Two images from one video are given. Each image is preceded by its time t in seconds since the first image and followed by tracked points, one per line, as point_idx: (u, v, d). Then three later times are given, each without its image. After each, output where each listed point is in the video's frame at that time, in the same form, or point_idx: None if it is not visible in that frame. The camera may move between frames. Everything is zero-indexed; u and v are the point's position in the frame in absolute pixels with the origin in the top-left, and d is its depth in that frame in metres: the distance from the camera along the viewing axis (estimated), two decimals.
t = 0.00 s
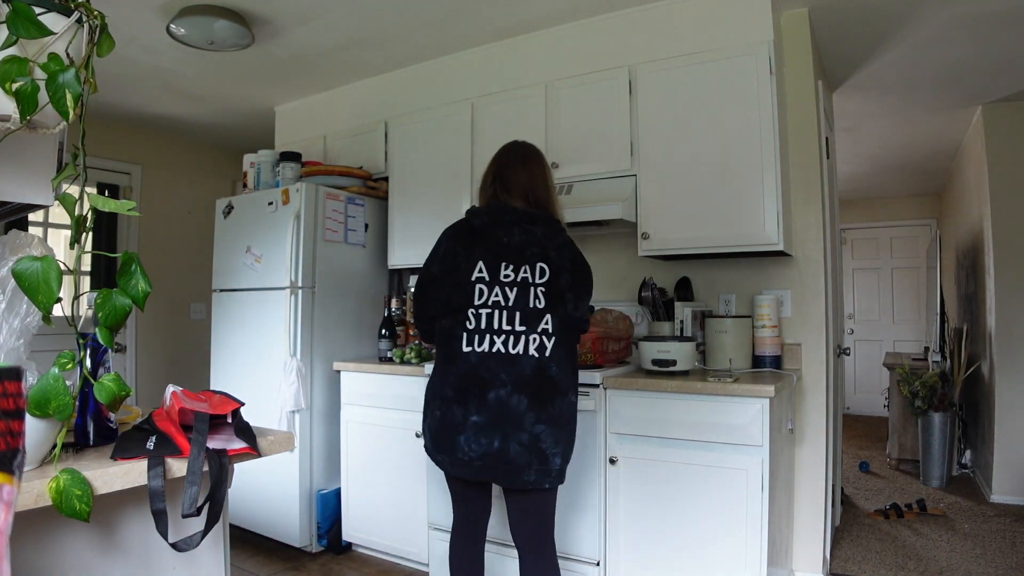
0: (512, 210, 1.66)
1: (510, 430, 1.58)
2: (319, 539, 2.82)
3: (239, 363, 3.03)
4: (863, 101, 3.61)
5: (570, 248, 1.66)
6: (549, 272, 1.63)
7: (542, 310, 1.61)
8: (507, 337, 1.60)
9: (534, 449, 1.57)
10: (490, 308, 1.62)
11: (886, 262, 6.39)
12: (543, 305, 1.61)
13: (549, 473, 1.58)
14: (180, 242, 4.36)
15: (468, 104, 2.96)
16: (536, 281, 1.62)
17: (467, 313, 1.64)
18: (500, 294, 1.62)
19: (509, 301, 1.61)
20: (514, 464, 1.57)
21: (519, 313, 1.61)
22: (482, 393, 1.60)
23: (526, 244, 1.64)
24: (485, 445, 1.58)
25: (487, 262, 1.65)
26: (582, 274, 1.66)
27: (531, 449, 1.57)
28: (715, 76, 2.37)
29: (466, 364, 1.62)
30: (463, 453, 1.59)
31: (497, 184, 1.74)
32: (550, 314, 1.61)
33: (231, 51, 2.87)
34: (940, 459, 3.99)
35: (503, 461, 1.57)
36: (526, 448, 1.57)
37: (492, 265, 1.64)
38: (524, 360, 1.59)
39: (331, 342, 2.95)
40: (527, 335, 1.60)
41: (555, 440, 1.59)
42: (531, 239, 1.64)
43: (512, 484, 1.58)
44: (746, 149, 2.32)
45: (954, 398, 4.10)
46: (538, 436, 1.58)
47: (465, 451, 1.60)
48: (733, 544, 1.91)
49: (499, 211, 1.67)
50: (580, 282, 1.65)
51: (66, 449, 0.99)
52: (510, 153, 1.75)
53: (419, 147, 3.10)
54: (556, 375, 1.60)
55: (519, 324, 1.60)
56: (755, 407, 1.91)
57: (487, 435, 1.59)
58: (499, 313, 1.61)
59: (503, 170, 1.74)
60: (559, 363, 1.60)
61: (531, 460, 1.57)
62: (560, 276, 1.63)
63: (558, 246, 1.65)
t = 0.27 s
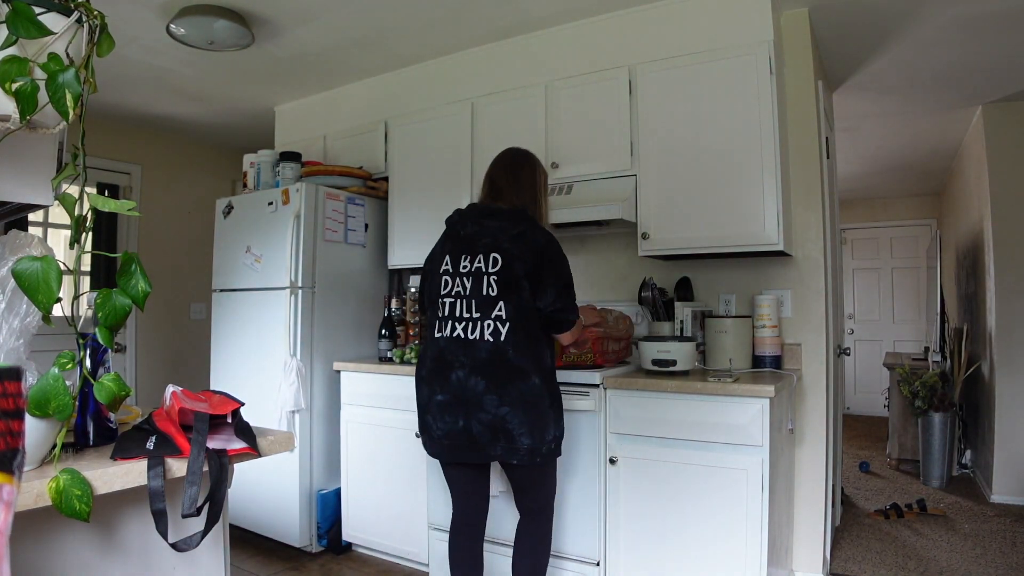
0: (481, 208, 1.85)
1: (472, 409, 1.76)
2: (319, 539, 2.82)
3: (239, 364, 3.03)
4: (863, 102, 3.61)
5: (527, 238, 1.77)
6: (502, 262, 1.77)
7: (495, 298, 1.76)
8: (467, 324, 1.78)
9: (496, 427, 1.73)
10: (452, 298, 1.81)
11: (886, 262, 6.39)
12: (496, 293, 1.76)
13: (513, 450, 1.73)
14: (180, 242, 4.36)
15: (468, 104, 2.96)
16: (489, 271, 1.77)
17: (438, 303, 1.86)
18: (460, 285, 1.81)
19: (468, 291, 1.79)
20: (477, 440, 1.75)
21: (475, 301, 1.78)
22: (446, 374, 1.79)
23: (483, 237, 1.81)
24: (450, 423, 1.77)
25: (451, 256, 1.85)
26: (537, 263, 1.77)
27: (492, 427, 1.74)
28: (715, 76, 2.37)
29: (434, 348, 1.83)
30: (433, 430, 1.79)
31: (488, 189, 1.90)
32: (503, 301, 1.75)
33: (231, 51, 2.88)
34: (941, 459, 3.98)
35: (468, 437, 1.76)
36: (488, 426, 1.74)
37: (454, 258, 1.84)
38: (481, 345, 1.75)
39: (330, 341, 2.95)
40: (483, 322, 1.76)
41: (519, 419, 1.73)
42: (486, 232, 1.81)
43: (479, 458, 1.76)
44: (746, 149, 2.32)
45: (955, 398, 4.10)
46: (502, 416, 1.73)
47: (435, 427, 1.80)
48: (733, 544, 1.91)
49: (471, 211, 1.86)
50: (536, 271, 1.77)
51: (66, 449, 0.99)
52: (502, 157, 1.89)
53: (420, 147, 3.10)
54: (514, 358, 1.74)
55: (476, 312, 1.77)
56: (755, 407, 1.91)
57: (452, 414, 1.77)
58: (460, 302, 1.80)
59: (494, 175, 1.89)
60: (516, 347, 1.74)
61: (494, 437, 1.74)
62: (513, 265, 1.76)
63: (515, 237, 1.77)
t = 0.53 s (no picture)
0: (491, 211, 1.88)
1: (473, 405, 1.81)
2: (318, 539, 2.82)
3: (239, 364, 3.03)
4: (863, 101, 3.61)
5: (534, 240, 1.79)
6: (510, 264, 1.80)
7: (502, 299, 1.80)
8: (475, 324, 1.83)
9: (494, 424, 1.77)
10: (462, 298, 1.86)
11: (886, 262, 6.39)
12: (503, 294, 1.80)
13: (509, 448, 1.76)
14: (180, 242, 4.36)
15: (469, 104, 2.96)
16: (497, 272, 1.81)
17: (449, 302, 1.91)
18: (470, 286, 1.86)
19: (476, 291, 1.84)
20: (477, 436, 1.79)
21: (483, 302, 1.82)
22: (453, 371, 1.85)
23: (491, 240, 1.84)
24: (454, 418, 1.83)
25: (463, 257, 1.90)
26: (544, 264, 1.79)
27: (491, 423, 1.78)
28: (715, 76, 2.37)
29: (444, 346, 1.89)
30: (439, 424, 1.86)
31: (499, 195, 1.92)
32: (509, 302, 1.79)
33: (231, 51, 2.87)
34: (940, 459, 3.99)
35: (468, 432, 1.81)
36: (487, 422, 1.78)
37: (466, 260, 1.89)
38: (486, 344, 1.80)
39: (331, 341, 2.95)
40: (489, 322, 1.80)
41: (517, 417, 1.76)
42: (495, 235, 1.84)
43: (477, 454, 1.80)
44: (747, 149, 2.32)
45: (954, 398, 4.10)
46: (500, 413, 1.77)
47: (441, 420, 1.87)
48: (732, 543, 1.91)
49: (481, 214, 1.89)
50: (543, 271, 1.79)
51: (66, 449, 0.99)
52: (513, 163, 1.93)
53: (420, 147, 3.10)
54: (517, 357, 1.77)
55: (483, 312, 1.82)
56: (755, 406, 1.91)
57: (456, 409, 1.83)
58: (470, 302, 1.85)
59: (505, 182, 1.92)
60: (519, 346, 1.77)
61: (491, 433, 1.77)
62: (520, 267, 1.79)
63: (522, 239, 1.80)
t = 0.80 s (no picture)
0: (506, 213, 1.88)
1: (491, 404, 1.82)
2: (318, 539, 2.82)
3: (239, 364, 3.03)
4: (863, 102, 3.61)
5: (549, 242, 1.80)
6: (526, 266, 1.81)
7: (519, 300, 1.81)
8: (493, 325, 1.84)
9: (512, 423, 1.79)
10: (478, 299, 1.87)
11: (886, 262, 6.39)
12: (519, 296, 1.81)
13: (527, 447, 1.77)
14: (180, 242, 4.36)
15: (469, 104, 2.96)
16: (513, 275, 1.82)
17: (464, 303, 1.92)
18: (486, 287, 1.87)
19: (493, 293, 1.85)
20: (495, 434, 1.80)
21: (499, 303, 1.83)
22: (470, 371, 1.87)
23: (508, 242, 1.85)
24: (471, 417, 1.85)
25: (478, 259, 1.90)
26: (560, 266, 1.79)
27: (509, 422, 1.79)
28: (716, 76, 2.37)
29: (461, 346, 1.90)
30: (456, 423, 1.87)
31: (516, 195, 1.95)
32: (526, 304, 1.80)
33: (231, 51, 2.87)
34: (940, 459, 3.98)
35: (485, 431, 1.82)
36: (505, 421, 1.79)
37: (482, 261, 1.89)
38: (504, 345, 1.82)
39: (331, 341, 2.95)
40: (507, 323, 1.82)
41: (535, 417, 1.78)
42: (511, 237, 1.85)
43: (494, 453, 1.81)
44: (748, 150, 2.31)
45: (954, 398, 4.10)
46: (518, 412, 1.78)
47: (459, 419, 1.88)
48: (733, 543, 1.91)
49: (497, 216, 1.90)
50: (558, 272, 1.78)
51: (66, 449, 0.99)
52: (531, 164, 1.96)
53: (420, 147, 3.10)
54: (535, 358, 1.79)
55: (500, 313, 1.83)
56: (755, 406, 1.91)
57: (473, 408, 1.85)
58: (486, 304, 1.86)
59: (522, 181, 1.94)
60: (537, 347, 1.79)
61: (509, 432, 1.79)
62: (536, 269, 1.80)
63: (538, 241, 1.80)
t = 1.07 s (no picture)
0: (522, 213, 1.89)
1: (502, 404, 1.82)
2: (318, 539, 2.82)
3: (240, 364, 3.02)
4: (864, 101, 3.61)
5: (566, 243, 1.81)
6: (542, 267, 1.81)
7: (535, 301, 1.81)
8: (506, 325, 1.84)
9: (523, 423, 1.78)
10: (492, 299, 1.87)
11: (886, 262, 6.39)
12: (535, 297, 1.81)
13: (537, 447, 1.77)
14: (180, 242, 4.36)
15: (469, 104, 2.96)
16: (529, 275, 1.82)
17: (478, 303, 1.92)
18: (501, 287, 1.86)
19: (508, 293, 1.85)
20: (505, 434, 1.80)
21: (514, 304, 1.83)
22: (481, 371, 1.86)
23: (524, 243, 1.85)
24: (482, 416, 1.85)
25: (494, 259, 1.90)
26: (577, 267, 1.80)
27: (520, 422, 1.79)
28: (716, 76, 2.37)
29: (473, 346, 1.90)
30: (466, 422, 1.87)
31: (531, 193, 1.95)
32: (541, 305, 1.80)
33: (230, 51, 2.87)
34: (940, 459, 3.99)
35: (495, 430, 1.82)
36: (515, 421, 1.79)
37: (497, 261, 1.89)
38: (516, 345, 1.81)
39: (331, 341, 2.95)
40: (521, 324, 1.81)
41: (545, 417, 1.78)
42: (527, 238, 1.85)
43: (503, 453, 1.81)
44: (749, 150, 2.31)
45: (954, 398, 4.10)
46: (529, 413, 1.78)
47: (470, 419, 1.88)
48: (732, 543, 1.91)
49: (513, 216, 1.90)
50: (574, 273, 1.80)
51: (66, 449, 0.99)
52: (546, 162, 1.96)
53: (420, 147, 3.10)
54: (547, 359, 1.79)
55: (514, 314, 1.83)
56: (755, 407, 1.91)
57: (484, 407, 1.85)
58: (501, 304, 1.86)
59: (538, 179, 1.95)
60: (550, 348, 1.79)
61: (519, 432, 1.79)
62: (552, 270, 1.80)
63: (555, 242, 1.81)
